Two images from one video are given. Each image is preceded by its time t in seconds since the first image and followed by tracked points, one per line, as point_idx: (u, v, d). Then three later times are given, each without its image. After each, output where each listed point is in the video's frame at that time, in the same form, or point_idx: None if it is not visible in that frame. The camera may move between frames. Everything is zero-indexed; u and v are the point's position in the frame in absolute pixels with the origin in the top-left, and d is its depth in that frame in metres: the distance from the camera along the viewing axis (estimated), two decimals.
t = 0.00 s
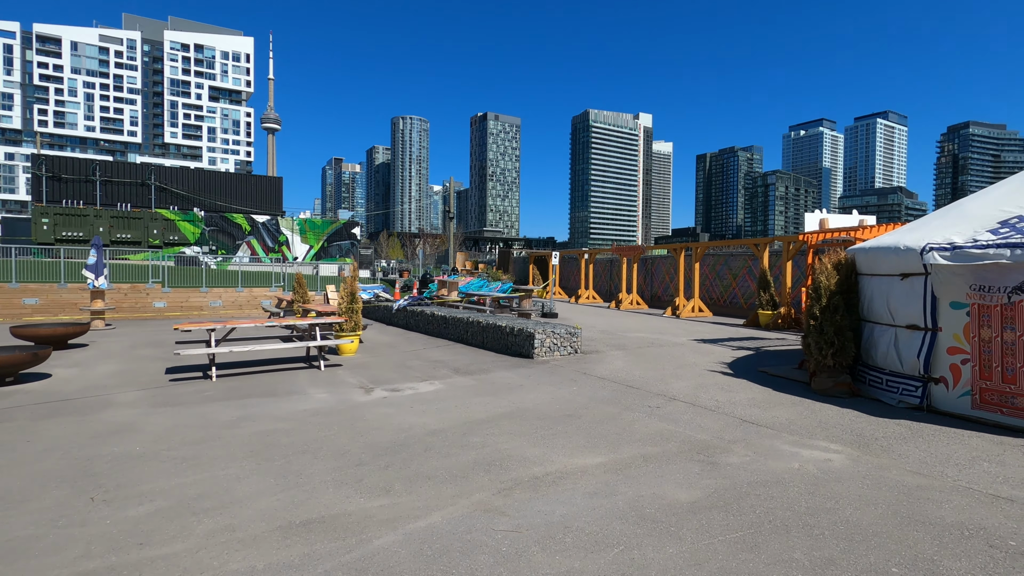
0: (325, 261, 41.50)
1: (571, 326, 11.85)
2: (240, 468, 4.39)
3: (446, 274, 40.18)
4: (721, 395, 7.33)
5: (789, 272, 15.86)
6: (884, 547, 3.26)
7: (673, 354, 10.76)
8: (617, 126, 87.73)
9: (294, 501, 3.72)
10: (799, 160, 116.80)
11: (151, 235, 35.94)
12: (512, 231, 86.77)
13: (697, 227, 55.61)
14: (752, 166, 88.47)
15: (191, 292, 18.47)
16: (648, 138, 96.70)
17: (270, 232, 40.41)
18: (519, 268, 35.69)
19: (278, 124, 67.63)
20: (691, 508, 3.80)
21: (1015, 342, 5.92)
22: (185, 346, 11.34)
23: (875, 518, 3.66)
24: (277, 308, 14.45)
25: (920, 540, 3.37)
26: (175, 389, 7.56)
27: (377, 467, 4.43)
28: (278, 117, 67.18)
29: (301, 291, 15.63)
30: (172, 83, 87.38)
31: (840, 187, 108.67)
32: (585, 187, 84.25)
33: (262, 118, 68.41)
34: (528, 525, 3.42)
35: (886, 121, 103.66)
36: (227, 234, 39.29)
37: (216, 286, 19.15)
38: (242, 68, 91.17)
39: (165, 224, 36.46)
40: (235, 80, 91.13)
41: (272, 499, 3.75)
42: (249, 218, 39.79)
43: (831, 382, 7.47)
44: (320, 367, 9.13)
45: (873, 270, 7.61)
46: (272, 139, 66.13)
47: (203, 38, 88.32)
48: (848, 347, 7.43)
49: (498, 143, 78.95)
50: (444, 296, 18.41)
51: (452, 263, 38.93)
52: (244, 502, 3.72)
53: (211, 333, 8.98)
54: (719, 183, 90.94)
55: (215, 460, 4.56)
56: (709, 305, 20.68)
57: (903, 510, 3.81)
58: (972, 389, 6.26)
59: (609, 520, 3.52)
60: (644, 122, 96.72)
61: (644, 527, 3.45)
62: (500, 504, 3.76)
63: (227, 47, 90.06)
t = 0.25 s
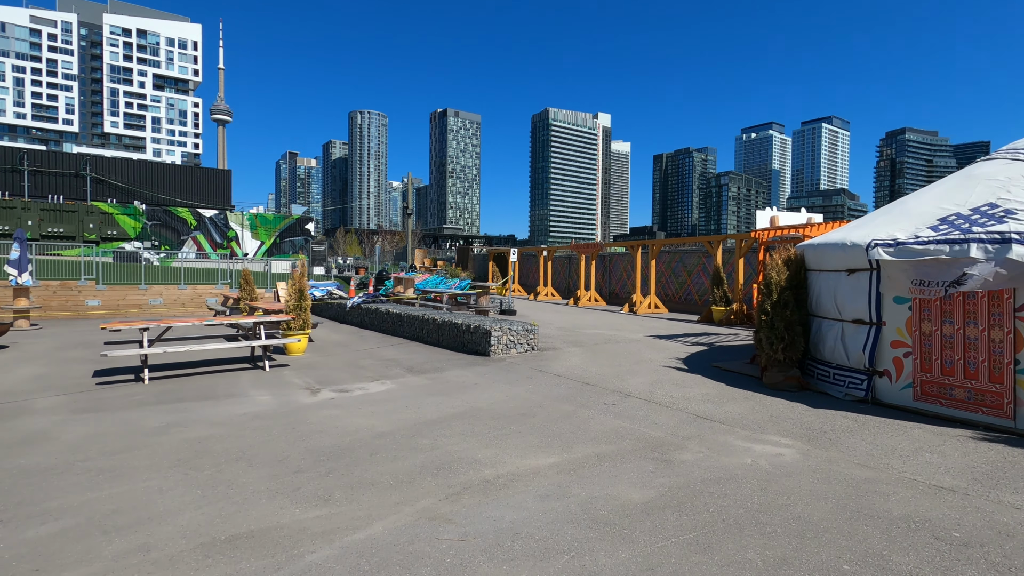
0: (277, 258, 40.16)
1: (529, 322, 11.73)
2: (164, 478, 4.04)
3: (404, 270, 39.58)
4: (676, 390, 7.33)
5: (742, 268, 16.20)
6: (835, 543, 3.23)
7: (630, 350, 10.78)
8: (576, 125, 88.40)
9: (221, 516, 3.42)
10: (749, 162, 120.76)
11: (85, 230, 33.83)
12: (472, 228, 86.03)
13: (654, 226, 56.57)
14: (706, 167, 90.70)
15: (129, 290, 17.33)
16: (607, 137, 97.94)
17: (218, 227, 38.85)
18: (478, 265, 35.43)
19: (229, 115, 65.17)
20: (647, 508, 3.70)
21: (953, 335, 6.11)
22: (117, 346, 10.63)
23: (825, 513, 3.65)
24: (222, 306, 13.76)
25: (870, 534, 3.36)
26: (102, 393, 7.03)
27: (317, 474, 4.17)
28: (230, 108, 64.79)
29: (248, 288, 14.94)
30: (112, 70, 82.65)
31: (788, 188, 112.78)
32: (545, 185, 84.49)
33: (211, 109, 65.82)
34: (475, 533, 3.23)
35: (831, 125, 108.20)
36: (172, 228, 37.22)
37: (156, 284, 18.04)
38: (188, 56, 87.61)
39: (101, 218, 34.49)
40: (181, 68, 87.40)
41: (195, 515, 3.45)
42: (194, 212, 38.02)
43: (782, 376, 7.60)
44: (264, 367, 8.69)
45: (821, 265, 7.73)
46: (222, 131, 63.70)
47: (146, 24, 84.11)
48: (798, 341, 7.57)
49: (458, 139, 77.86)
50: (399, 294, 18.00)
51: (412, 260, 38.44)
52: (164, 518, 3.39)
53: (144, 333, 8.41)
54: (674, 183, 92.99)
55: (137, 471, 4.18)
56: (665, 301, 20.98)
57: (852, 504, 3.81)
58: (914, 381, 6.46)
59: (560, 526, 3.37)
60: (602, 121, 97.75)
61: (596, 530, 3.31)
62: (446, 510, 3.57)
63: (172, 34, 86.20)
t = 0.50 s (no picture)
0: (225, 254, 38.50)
1: (484, 321, 11.50)
2: (71, 501, 3.64)
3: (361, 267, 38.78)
4: (631, 391, 7.26)
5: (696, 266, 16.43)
6: (788, 551, 3.16)
7: (586, 349, 10.70)
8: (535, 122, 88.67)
9: (131, 545, 3.08)
10: (703, 162, 123.81)
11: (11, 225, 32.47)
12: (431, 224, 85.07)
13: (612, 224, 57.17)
14: (663, 166, 92.41)
15: (56, 289, 15.86)
16: (565, 136, 98.64)
17: (159, 221, 36.97)
18: (437, 262, 34.92)
19: (174, 105, 62.35)
20: (598, 518, 3.55)
21: (897, 333, 6.24)
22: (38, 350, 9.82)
23: (777, 518, 3.58)
24: (159, 306, 12.94)
25: (822, 540, 3.32)
26: (14, 403, 6.41)
27: (248, 491, 3.86)
28: (176, 98, 62.05)
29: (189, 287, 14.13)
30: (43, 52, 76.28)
31: (740, 188, 116.23)
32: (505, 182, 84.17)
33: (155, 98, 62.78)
34: (416, 555, 3.01)
35: (780, 128, 112.04)
36: (109, 223, 35.18)
37: (89, 282, 16.81)
38: (130, 42, 83.60)
39: (28, 212, 32.60)
40: (122, 54, 83.21)
41: (101, 543, 3.09)
42: (134, 206, 35.95)
43: (734, 373, 7.67)
44: (202, 372, 8.17)
45: (772, 264, 7.78)
46: (166, 121, 60.83)
47: (82, 6, 79.57)
48: (750, 340, 7.62)
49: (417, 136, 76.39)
50: (352, 292, 17.47)
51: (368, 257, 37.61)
52: (64, 548, 3.02)
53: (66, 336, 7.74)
54: (631, 181, 94.35)
55: (39, 493, 3.75)
56: (622, 299, 21.14)
57: (802, 508, 3.77)
58: (860, 378, 6.58)
59: (508, 541, 3.18)
60: (562, 119, 98.15)
61: (545, 546, 3.14)
62: (386, 529, 3.32)
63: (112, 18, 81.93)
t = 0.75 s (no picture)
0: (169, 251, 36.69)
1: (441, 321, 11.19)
2: None
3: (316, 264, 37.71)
4: (589, 391, 7.14)
5: (653, 264, 16.55)
6: (748, 558, 3.06)
7: (544, 347, 10.55)
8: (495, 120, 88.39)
9: None
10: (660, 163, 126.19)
11: None
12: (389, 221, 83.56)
13: (570, 221, 57.38)
14: (621, 166, 93.55)
15: None
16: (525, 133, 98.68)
17: (96, 216, 34.70)
18: (394, 260, 34.24)
19: (116, 94, 59.08)
20: (554, 528, 3.38)
21: (848, 330, 6.33)
22: None
23: (736, 523, 3.49)
24: (91, 306, 12.09)
25: (781, 545, 3.24)
26: None
27: (173, 511, 3.52)
28: (117, 85, 58.81)
29: (124, 286, 13.29)
30: None
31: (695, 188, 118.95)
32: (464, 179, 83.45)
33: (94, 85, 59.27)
34: None
35: (732, 130, 115.18)
36: (39, 217, 32.95)
37: (12, 281, 15.66)
38: (65, 25, 78.67)
39: None
40: (56, 38, 78.21)
41: None
42: (68, 199, 33.69)
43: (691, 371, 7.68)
44: (134, 376, 7.59)
45: (728, 262, 7.79)
46: (106, 110, 57.53)
47: None
48: (706, 338, 7.63)
49: (377, 131, 75.42)
50: (302, 290, 16.83)
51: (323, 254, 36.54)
52: None
53: None
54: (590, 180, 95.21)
55: None
56: (581, 297, 21.15)
57: (761, 510, 3.69)
58: (813, 375, 6.66)
59: (459, 558, 2.97)
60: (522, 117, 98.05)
61: (496, 563, 2.93)
62: (325, 549, 3.06)
63: None
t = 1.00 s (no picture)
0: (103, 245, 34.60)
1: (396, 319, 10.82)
2: None
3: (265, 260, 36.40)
4: (548, 391, 6.96)
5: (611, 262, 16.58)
6: (714, 567, 2.94)
7: (502, 346, 10.34)
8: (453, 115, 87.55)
9: None
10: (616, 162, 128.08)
11: None
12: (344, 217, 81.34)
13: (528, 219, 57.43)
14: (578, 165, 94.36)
15: None
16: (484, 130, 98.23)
17: (23, 208, 31.86)
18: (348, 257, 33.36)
19: (46, 77, 55.35)
20: (511, 540, 3.17)
21: (803, 327, 6.38)
22: None
23: (700, 529, 3.37)
24: (9, 304, 11.14)
25: (746, 551, 3.13)
26: None
27: (84, 534, 3.12)
28: (47, 68, 55.10)
29: (47, 282, 12.30)
30: None
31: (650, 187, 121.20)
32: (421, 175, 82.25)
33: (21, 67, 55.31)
34: None
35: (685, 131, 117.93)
36: None
37: None
38: None
39: None
40: None
41: None
42: None
43: (650, 370, 7.63)
44: (54, 380, 6.93)
45: (686, 259, 7.76)
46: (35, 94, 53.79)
47: None
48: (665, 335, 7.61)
49: (330, 124, 69.39)
50: (247, 287, 16.06)
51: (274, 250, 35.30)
52: None
53: None
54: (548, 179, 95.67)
55: None
56: (540, 294, 21.06)
57: (725, 514, 3.59)
58: (769, 371, 6.69)
59: None
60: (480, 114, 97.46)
61: None
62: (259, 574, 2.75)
63: None
